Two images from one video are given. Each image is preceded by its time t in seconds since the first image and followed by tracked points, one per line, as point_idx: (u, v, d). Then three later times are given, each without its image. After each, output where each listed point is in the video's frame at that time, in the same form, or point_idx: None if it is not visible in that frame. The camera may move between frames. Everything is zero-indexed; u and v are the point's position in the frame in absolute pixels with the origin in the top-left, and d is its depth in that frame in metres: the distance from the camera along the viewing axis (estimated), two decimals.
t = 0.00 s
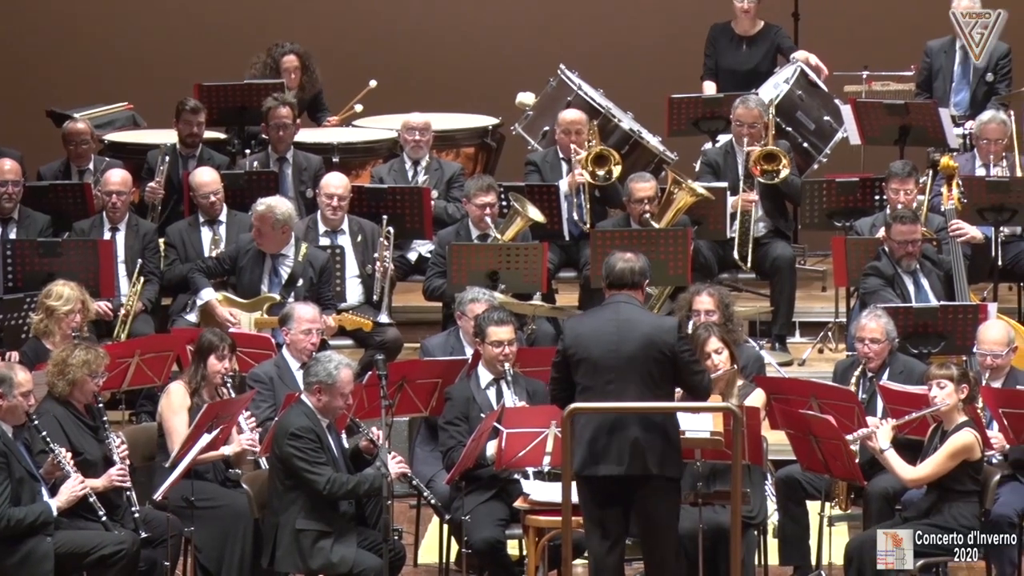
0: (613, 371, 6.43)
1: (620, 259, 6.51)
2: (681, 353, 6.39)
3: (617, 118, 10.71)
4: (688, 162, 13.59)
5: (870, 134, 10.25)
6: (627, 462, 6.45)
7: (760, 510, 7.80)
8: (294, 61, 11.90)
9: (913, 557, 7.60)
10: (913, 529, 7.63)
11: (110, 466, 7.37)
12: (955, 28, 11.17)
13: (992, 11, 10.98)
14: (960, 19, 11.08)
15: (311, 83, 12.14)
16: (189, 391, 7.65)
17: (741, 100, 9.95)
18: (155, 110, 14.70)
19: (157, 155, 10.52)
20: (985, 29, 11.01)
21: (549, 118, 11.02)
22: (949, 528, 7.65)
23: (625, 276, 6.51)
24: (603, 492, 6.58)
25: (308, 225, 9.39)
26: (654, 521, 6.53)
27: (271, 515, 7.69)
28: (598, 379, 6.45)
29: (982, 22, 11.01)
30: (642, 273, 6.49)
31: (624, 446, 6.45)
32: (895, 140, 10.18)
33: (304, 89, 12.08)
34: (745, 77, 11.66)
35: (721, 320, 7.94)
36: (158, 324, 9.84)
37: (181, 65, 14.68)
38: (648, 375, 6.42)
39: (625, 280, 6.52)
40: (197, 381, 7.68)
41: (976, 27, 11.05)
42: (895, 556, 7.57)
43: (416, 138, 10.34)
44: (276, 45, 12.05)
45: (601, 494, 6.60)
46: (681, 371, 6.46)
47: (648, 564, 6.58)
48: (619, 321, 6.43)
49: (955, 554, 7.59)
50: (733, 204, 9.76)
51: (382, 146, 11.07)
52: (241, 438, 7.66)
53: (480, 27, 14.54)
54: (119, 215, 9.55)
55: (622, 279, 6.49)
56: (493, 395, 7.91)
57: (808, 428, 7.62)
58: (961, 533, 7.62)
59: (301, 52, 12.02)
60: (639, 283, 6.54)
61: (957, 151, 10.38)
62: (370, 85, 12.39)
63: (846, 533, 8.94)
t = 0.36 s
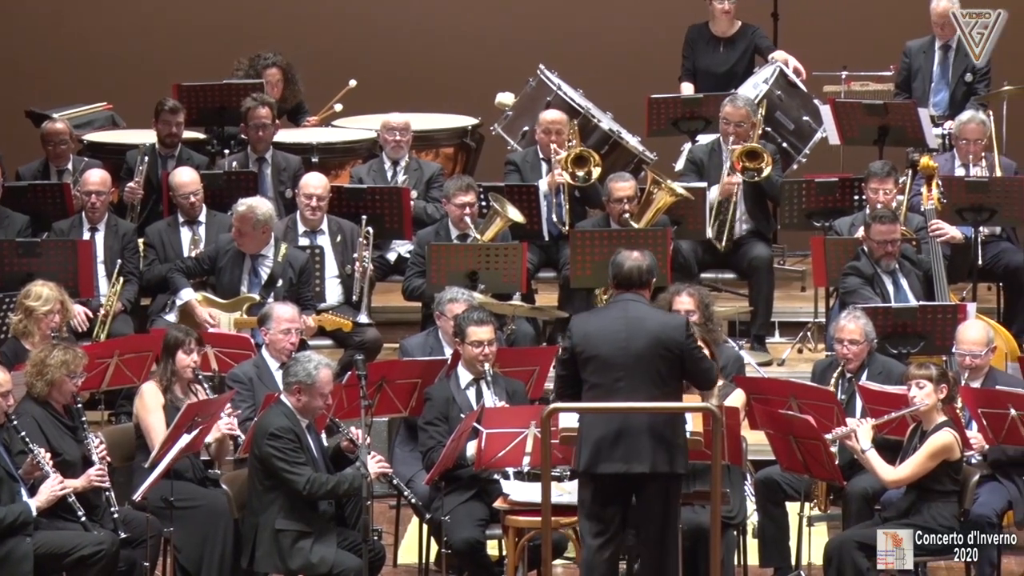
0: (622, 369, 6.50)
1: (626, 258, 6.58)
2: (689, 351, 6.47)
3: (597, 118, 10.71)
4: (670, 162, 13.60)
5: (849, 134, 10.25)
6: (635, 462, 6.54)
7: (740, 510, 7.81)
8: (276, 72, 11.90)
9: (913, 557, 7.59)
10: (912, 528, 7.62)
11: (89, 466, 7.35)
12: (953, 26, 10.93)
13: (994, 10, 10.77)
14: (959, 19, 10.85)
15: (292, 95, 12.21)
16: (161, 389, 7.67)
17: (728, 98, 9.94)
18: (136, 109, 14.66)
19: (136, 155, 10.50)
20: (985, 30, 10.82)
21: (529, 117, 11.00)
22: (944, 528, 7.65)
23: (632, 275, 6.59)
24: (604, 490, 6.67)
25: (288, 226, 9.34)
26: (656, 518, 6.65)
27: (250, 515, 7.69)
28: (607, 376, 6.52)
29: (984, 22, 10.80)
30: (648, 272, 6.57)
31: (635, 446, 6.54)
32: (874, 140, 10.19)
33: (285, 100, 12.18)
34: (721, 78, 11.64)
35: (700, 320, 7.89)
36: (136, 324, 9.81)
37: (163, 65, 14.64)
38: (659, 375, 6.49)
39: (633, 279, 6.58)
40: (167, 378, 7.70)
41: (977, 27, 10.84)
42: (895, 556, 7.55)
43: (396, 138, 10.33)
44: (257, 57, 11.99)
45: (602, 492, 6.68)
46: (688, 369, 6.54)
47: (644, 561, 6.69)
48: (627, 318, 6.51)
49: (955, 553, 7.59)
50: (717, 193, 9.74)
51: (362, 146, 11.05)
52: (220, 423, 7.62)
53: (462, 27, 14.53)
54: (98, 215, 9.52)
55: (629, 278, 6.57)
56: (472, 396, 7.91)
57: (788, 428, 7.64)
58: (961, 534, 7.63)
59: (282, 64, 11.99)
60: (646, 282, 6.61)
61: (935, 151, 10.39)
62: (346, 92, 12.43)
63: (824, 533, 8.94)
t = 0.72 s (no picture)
0: (634, 368, 6.62)
1: (639, 258, 6.66)
2: (702, 351, 6.62)
3: (584, 118, 10.73)
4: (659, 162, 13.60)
5: (836, 135, 10.25)
6: (646, 460, 6.74)
7: (726, 510, 7.83)
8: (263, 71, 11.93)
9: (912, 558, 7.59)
10: (912, 529, 7.63)
11: (75, 466, 7.34)
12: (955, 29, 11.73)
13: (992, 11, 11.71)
14: (960, 19, 11.72)
15: (279, 94, 12.21)
16: (143, 390, 7.71)
17: (712, 99, 9.94)
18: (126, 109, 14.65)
19: (123, 155, 10.50)
20: (986, 28, 11.68)
21: (516, 118, 11.00)
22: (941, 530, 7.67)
23: (645, 275, 6.69)
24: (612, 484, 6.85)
25: (275, 225, 9.33)
26: (657, 514, 6.87)
27: (237, 515, 7.69)
28: (618, 374, 6.63)
29: (983, 22, 11.68)
30: (661, 273, 6.67)
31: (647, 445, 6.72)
32: (860, 141, 10.18)
33: (271, 100, 12.18)
34: (707, 80, 11.62)
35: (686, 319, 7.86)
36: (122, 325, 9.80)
37: (152, 64, 14.63)
38: (671, 375, 6.62)
39: (646, 279, 6.68)
40: (149, 379, 7.72)
41: (977, 26, 11.71)
42: (895, 556, 7.56)
43: (381, 140, 10.34)
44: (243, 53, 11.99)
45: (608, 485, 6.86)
46: (698, 369, 6.70)
47: (639, 554, 6.93)
48: (641, 317, 6.62)
49: (954, 553, 7.60)
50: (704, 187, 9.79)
51: (348, 146, 11.04)
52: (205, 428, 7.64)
53: (452, 27, 14.52)
54: (85, 215, 9.52)
55: (643, 277, 6.67)
56: (459, 396, 7.91)
57: (774, 429, 7.66)
58: (962, 534, 7.65)
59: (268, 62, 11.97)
60: (657, 282, 6.72)
61: (921, 152, 10.39)
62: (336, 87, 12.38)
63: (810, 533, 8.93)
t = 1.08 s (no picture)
0: (622, 370, 6.61)
1: (625, 259, 6.62)
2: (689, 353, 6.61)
3: (570, 119, 10.68)
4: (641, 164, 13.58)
5: (821, 135, 10.23)
6: (632, 461, 6.74)
7: (713, 511, 7.82)
8: (238, 47, 11.87)
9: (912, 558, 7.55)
10: (913, 529, 7.60)
11: (60, 467, 7.33)
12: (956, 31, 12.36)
13: (992, 11, 12.15)
14: (961, 19, 12.23)
15: (256, 70, 12.05)
16: (126, 392, 7.73)
17: (690, 101, 9.93)
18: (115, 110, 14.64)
19: (109, 155, 10.50)
20: (984, 29, 12.20)
21: (502, 118, 10.98)
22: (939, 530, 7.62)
23: (629, 275, 6.66)
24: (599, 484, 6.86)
25: (260, 226, 9.33)
26: (642, 517, 6.86)
27: (224, 516, 7.69)
28: (605, 376, 6.62)
29: (983, 21, 12.17)
30: (646, 274, 6.64)
31: (632, 446, 6.72)
32: (846, 141, 10.16)
33: (248, 77, 12.01)
34: (693, 81, 11.62)
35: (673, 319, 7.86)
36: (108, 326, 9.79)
37: (141, 64, 14.62)
38: (657, 376, 6.62)
39: (632, 280, 6.65)
40: (132, 381, 7.76)
41: (977, 27, 12.23)
42: (894, 556, 7.52)
43: (370, 141, 10.37)
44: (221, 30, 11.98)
45: (595, 485, 6.87)
46: (685, 370, 6.69)
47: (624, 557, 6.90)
48: (627, 318, 6.61)
49: (955, 553, 7.53)
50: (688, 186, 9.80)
51: (334, 146, 11.03)
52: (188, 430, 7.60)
53: (442, 27, 14.51)
54: (71, 216, 9.51)
55: (628, 277, 6.64)
56: (445, 397, 7.91)
57: (760, 429, 7.67)
58: (963, 535, 7.58)
59: (245, 37, 11.96)
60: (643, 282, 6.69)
61: (907, 152, 10.39)
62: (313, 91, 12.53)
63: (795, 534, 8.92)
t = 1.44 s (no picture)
0: (596, 370, 6.65)
1: (597, 259, 6.66)
2: (663, 353, 6.64)
3: (551, 119, 10.70)
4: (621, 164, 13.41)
5: (802, 135, 10.22)
6: (605, 461, 6.75)
7: (693, 510, 7.83)
8: (203, 23, 11.47)
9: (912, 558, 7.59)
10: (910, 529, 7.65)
11: (42, 467, 7.33)
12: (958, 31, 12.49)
13: (991, 11, 12.20)
14: (961, 19, 12.32)
15: (221, 45, 11.65)
16: (106, 393, 7.74)
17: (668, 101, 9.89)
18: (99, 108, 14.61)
19: (91, 155, 10.50)
20: (984, 29, 12.28)
21: (484, 119, 10.95)
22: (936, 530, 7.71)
23: (603, 275, 6.71)
24: (576, 484, 6.87)
25: (241, 226, 9.34)
26: (619, 517, 6.87)
27: (205, 516, 7.68)
28: (578, 376, 6.66)
29: (983, 21, 12.23)
30: (619, 274, 6.68)
31: (606, 446, 6.74)
32: (827, 141, 10.16)
33: (213, 54, 11.63)
34: (679, 80, 11.53)
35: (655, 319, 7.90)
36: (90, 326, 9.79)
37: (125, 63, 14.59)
38: (630, 375, 6.66)
39: (604, 280, 6.68)
40: (112, 381, 7.78)
41: (976, 27, 12.31)
42: (895, 556, 7.55)
43: (355, 139, 10.30)
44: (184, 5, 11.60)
45: (572, 485, 6.88)
46: (659, 369, 6.71)
47: (603, 557, 6.92)
48: (600, 319, 6.65)
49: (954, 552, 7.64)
50: (669, 186, 9.78)
51: (316, 146, 11.01)
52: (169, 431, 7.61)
53: (428, 28, 14.30)
54: (52, 215, 9.50)
55: (602, 278, 6.69)
56: (426, 397, 7.91)
57: (742, 429, 7.68)
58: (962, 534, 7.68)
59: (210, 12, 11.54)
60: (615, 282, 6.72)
61: (889, 152, 10.38)
62: (269, 75, 11.98)
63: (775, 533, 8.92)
